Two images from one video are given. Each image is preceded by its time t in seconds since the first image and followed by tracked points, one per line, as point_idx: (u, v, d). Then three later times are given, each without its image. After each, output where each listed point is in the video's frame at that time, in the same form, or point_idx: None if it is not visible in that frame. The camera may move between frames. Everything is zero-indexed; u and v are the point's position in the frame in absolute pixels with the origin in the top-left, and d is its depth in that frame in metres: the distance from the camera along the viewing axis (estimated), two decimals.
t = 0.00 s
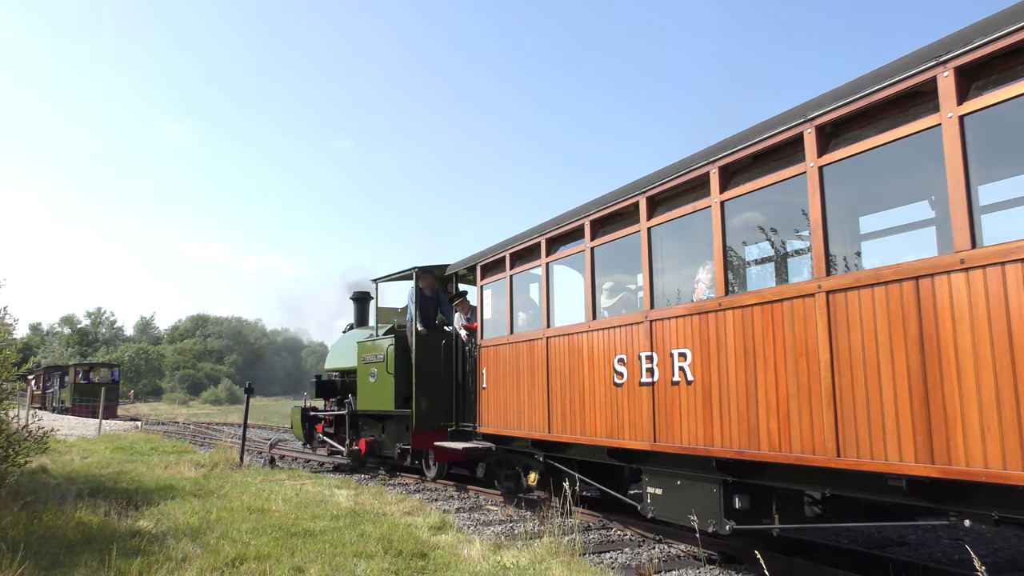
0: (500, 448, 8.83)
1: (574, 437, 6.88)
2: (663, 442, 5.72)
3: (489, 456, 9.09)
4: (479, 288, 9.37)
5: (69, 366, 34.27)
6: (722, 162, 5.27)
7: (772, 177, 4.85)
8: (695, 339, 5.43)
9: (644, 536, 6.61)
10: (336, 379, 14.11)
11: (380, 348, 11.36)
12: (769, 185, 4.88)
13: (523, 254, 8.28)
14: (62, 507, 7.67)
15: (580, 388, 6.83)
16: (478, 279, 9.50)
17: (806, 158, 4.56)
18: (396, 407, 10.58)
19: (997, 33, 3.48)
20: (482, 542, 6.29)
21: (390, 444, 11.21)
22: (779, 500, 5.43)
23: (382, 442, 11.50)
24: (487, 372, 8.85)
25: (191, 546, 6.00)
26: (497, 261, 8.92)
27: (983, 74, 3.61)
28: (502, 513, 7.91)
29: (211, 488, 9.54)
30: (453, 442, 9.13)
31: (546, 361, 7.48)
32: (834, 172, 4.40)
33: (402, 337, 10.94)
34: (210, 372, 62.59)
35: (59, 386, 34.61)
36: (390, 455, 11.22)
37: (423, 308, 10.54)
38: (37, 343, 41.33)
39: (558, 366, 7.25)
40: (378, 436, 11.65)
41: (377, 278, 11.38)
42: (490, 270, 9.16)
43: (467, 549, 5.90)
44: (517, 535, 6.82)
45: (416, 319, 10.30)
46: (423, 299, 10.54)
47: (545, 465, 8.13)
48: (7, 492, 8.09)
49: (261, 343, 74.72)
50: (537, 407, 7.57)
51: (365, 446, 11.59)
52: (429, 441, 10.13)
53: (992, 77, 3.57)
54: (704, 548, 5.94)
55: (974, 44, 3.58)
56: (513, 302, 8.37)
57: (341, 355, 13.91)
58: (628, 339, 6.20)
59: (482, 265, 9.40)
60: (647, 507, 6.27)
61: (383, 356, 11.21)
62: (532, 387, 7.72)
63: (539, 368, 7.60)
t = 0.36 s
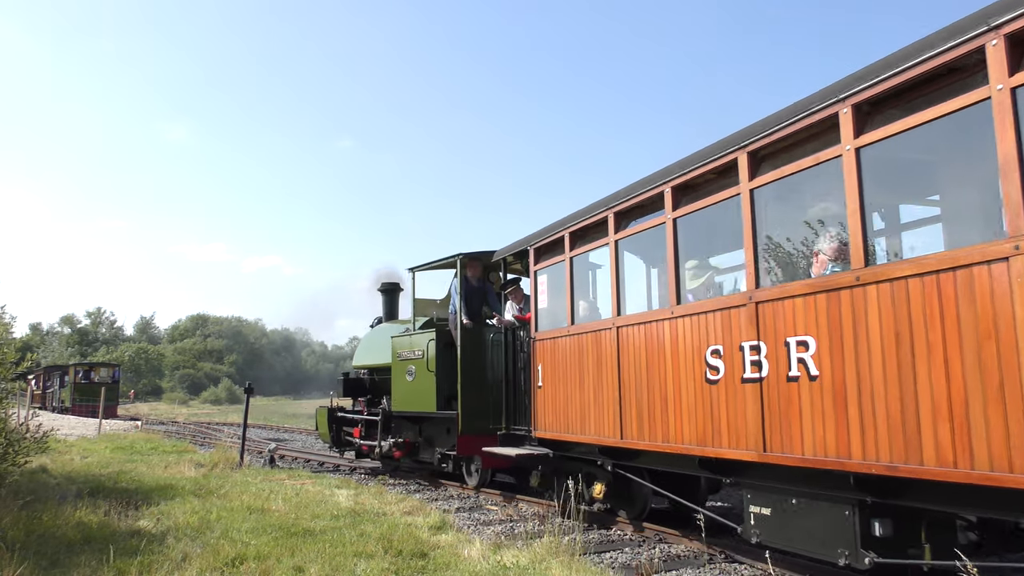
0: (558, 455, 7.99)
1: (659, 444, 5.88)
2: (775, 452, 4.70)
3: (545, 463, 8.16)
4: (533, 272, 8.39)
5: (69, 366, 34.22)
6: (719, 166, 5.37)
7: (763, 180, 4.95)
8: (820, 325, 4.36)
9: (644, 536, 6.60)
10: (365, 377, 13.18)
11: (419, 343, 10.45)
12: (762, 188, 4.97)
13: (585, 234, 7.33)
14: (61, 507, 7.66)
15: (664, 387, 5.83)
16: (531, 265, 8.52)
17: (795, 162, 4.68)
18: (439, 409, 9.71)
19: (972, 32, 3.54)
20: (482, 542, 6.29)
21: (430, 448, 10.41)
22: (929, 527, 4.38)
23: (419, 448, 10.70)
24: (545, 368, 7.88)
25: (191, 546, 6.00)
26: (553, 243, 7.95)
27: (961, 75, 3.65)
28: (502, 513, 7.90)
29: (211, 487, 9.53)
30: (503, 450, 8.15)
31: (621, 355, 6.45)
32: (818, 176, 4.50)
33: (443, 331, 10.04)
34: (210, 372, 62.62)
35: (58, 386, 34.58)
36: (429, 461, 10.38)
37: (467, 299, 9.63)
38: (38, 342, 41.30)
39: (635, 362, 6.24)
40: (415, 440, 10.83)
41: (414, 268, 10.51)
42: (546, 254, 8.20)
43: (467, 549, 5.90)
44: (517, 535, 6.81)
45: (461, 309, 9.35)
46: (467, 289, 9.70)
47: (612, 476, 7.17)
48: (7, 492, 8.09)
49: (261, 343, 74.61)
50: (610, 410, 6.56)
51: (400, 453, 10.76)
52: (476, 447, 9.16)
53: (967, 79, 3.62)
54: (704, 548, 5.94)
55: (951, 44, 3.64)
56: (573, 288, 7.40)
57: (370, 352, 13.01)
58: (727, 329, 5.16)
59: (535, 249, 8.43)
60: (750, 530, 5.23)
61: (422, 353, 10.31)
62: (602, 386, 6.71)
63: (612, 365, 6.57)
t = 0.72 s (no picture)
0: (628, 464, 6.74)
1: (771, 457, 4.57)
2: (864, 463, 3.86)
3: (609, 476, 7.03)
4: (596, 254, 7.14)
5: (69, 366, 34.24)
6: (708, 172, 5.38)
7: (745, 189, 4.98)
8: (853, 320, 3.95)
9: (644, 536, 6.60)
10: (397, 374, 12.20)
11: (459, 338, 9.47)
12: (749, 193, 4.96)
13: (659, 205, 6.10)
14: (62, 507, 7.66)
15: (780, 385, 4.51)
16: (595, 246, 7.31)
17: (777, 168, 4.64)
18: (486, 411, 8.71)
19: (947, 41, 3.47)
20: (482, 542, 6.29)
21: (474, 454, 9.41)
22: None
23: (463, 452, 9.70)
24: (615, 364, 6.64)
25: (191, 546, 6.00)
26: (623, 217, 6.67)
27: (939, 82, 3.57)
28: (502, 513, 7.91)
29: (211, 488, 9.53)
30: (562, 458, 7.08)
31: (718, 347, 5.14)
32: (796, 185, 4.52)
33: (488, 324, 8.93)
34: (210, 372, 62.70)
35: (59, 386, 34.60)
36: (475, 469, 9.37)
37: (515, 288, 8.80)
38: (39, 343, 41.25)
39: (736, 352, 4.94)
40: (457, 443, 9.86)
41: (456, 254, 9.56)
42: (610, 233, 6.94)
43: (467, 549, 5.90)
44: (517, 535, 6.82)
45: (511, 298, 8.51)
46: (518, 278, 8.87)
47: (696, 490, 6.02)
48: (7, 492, 8.08)
49: (261, 343, 74.57)
50: (702, 415, 5.30)
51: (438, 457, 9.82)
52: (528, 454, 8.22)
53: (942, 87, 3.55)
54: (705, 547, 5.94)
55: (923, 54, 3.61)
56: (650, 272, 6.14)
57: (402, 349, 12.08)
58: (872, 309, 3.83)
59: (599, 227, 7.10)
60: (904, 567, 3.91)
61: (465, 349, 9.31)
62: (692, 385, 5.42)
63: (703, 360, 5.30)
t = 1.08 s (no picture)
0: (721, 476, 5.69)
1: (929, 475, 3.59)
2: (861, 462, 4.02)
3: (694, 488, 6.05)
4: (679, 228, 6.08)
5: (68, 366, 34.17)
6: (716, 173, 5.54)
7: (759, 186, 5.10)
8: (853, 322, 4.10)
9: (644, 536, 6.61)
10: (434, 372, 11.05)
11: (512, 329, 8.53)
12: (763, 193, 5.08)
13: (767, 163, 5.06)
14: (61, 507, 7.65)
15: (886, 381, 3.86)
16: (677, 217, 6.33)
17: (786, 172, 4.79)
18: (544, 412, 7.87)
19: (934, 51, 3.65)
20: (482, 542, 6.29)
21: (526, 459, 8.52)
22: None
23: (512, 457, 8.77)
24: (707, 357, 5.59)
25: (191, 546, 5.99)
26: (716, 182, 5.63)
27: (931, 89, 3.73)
28: (502, 513, 7.90)
29: (211, 488, 9.52)
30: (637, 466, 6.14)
31: (856, 336, 4.07)
32: (807, 186, 4.63)
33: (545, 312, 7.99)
34: (209, 372, 62.63)
35: (58, 386, 34.55)
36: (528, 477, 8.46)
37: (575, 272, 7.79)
38: (38, 342, 41.20)
39: (886, 339, 3.86)
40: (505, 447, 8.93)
41: (505, 236, 8.58)
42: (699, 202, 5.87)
43: (467, 549, 5.90)
44: (517, 535, 6.81)
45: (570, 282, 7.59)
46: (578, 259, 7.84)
47: (810, 508, 4.98)
48: (7, 492, 8.08)
49: (261, 343, 74.43)
50: (783, 416, 4.66)
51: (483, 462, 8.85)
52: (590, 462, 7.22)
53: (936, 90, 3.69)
54: (704, 548, 5.94)
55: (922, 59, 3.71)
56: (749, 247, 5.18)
57: (438, 343, 11.07)
58: (1003, 289, 3.21)
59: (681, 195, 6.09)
60: None
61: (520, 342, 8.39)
62: (820, 381, 4.34)
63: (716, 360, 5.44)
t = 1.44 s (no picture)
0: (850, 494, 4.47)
1: (1008, 480, 3.17)
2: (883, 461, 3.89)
3: (807, 509, 4.80)
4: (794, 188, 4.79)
5: (69, 367, 34.17)
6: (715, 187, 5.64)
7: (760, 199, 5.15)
8: (879, 318, 3.95)
9: (644, 536, 6.61)
10: (481, 369, 9.93)
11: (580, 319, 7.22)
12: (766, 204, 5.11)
13: (919, 101, 3.80)
14: (62, 507, 7.66)
15: (913, 379, 3.71)
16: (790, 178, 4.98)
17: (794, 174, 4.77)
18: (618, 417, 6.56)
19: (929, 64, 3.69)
20: (482, 542, 6.29)
21: (592, 469, 7.27)
22: None
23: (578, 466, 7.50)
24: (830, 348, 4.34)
25: (191, 546, 5.99)
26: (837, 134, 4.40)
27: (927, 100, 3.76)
28: (502, 513, 7.90)
29: (212, 488, 9.52)
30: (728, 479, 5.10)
31: (883, 332, 3.92)
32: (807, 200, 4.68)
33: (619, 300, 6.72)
34: (210, 372, 62.66)
35: (59, 386, 34.55)
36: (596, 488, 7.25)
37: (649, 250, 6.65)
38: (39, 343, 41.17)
39: (975, 328, 3.36)
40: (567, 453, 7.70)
41: (564, 215, 7.43)
42: (819, 157, 4.57)
43: (467, 549, 5.90)
44: (517, 535, 6.81)
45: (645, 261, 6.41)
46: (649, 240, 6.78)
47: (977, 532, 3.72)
48: (7, 492, 8.08)
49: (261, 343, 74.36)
50: (814, 415, 4.46)
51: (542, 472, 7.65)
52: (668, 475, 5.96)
53: (937, 99, 3.70)
54: (705, 548, 5.94)
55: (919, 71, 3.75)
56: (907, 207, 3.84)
57: (483, 338, 9.88)
58: None
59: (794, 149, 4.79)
60: None
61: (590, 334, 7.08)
62: (898, 375, 3.81)
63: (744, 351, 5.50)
